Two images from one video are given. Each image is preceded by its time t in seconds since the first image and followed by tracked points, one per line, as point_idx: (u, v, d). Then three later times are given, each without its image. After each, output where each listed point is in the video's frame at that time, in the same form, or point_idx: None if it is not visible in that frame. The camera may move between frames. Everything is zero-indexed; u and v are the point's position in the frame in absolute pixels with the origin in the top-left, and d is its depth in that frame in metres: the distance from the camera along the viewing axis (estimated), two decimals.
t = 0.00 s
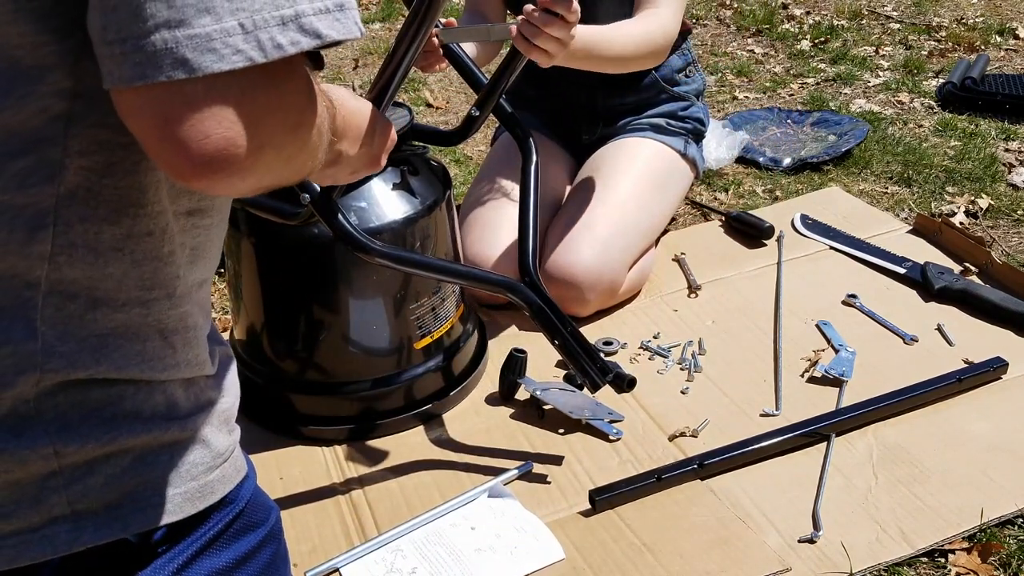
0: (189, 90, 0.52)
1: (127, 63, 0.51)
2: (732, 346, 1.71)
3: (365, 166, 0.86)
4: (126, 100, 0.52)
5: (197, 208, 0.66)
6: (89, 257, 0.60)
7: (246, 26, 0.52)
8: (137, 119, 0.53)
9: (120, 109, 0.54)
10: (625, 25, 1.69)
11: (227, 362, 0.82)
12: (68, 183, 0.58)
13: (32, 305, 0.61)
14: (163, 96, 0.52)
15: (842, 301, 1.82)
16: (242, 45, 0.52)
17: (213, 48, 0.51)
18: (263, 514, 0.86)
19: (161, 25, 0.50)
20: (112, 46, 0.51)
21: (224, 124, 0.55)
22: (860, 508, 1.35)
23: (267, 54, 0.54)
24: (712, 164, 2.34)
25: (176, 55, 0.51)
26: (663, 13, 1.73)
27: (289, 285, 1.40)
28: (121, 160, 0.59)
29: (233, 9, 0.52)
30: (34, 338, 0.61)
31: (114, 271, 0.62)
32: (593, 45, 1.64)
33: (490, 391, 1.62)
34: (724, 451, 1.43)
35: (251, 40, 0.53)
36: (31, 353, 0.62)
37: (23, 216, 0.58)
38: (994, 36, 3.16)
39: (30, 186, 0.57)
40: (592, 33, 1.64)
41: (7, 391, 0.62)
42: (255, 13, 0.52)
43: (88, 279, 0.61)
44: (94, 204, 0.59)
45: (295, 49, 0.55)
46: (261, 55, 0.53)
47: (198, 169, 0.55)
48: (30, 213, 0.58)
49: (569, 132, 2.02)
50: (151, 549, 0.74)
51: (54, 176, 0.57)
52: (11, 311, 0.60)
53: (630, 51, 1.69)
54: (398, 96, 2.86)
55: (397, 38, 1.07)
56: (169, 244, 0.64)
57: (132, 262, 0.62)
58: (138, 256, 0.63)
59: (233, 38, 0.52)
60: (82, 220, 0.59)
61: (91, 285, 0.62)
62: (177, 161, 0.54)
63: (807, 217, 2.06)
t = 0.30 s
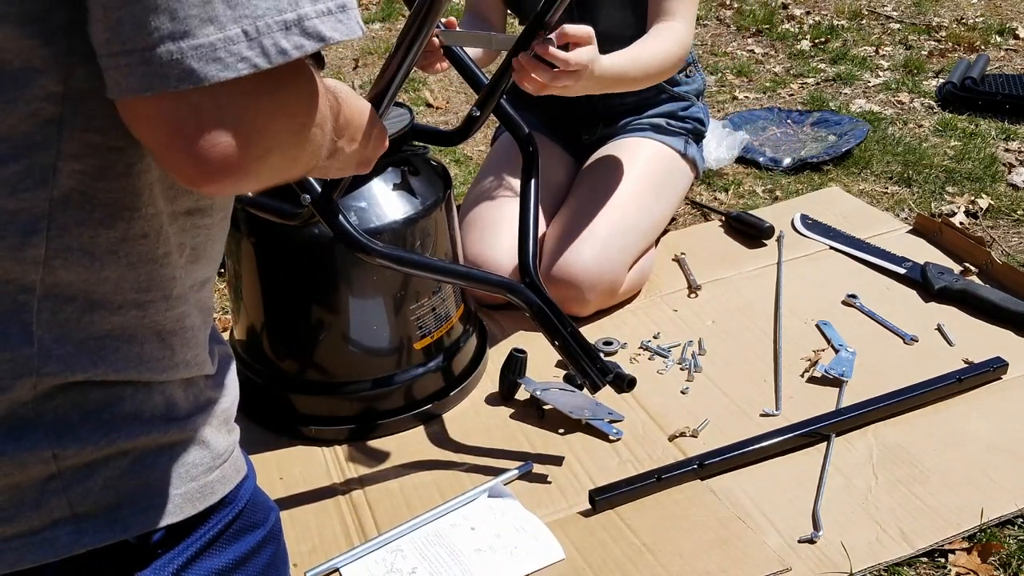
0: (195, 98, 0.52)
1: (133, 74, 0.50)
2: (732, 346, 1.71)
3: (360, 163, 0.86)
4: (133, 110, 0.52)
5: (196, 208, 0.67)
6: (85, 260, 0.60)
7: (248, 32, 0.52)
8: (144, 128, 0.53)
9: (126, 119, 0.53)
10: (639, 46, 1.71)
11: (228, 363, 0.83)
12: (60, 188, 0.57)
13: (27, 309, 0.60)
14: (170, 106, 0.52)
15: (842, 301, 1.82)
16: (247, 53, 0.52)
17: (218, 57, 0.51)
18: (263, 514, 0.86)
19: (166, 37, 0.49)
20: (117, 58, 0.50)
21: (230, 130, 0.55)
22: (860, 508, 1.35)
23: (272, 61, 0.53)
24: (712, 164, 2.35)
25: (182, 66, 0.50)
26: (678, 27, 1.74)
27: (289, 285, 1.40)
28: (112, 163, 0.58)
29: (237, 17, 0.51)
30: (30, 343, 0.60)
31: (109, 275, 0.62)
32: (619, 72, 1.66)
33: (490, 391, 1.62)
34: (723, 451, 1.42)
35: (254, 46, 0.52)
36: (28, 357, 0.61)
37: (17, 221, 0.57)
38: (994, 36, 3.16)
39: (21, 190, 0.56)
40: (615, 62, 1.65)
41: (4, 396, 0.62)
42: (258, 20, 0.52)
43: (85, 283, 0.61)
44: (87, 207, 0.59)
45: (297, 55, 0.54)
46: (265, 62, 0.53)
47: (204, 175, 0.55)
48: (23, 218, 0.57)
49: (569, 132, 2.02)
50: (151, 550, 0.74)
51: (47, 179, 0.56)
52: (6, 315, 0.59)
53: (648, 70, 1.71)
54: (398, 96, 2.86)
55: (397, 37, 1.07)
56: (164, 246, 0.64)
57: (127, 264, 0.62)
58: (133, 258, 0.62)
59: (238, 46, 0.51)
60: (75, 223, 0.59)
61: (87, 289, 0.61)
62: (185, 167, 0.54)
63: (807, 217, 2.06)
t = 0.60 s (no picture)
0: (197, 94, 0.52)
1: (138, 72, 0.50)
2: (732, 346, 1.71)
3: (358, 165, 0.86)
4: (136, 109, 0.52)
5: (196, 197, 0.66)
6: (86, 259, 0.60)
7: (250, 25, 0.51)
8: (146, 124, 0.53)
9: (127, 114, 0.53)
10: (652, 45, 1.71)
11: (228, 363, 0.83)
12: (56, 185, 0.57)
13: (27, 309, 0.60)
14: (173, 103, 0.52)
15: (842, 301, 1.82)
16: (249, 46, 0.52)
17: (221, 52, 0.51)
18: (265, 514, 0.86)
19: (169, 35, 0.49)
20: (121, 55, 0.50)
21: (231, 125, 0.55)
22: (860, 508, 1.35)
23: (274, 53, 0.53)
24: (712, 164, 2.35)
25: (186, 62, 0.50)
26: (682, 28, 1.75)
27: (289, 285, 1.40)
28: (108, 159, 0.58)
29: (238, 10, 0.51)
30: (31, 343, 0.60)
31: (110, 274, 0.62)
32: (629, 62, 1.65)
33: (490, 391, 1.63)
34: (723, 452, 1.42)
35: (255, 38, 0.52)
36: (29, 357, 0.61)
37: (15, 221, 0.57)
38: (994, 36, 3.16)
39: (15, 191, 0.56)
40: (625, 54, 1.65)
41: (5, 397, 0.62)
42: (260, 12, 0.52)
43: (85, 282, 0.61)
44: (87, 204, 0.58)
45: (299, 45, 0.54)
46: (267, 54, 0.53)
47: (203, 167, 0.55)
48: (21, 218, 0.57)
49: (569, 132, 2.02)
50: (154, 551, 0.74)
51: (44, 177, 0.56)
52: (6, 316, 0.59)
53: (658, 70, 1.71)
54: (398, 96, 2.86)
55: (398, 36, 1.07)
56: (158, 239, 0.63)
57: (124, 260, 0.62)
58: (130, 252, 0.62)
59: (240, 40, 0.51)
60: (73, 221, 0.58)
61: (88, 287, 0.61)
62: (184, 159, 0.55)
63: (807, 217, 2.06)
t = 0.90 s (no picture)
0: (173, 85, 0.52)
1: (111, 63, 0.50)
2: (732, 346, 1.71)
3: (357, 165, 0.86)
4: (115, 102, 0.52)
5: (188, 195, 0.66)
6: (89, 258, 0.60)
7: (229, 17, 0.51)
8: (127, 119, 0.53)
9: (108, 111, 0.53)
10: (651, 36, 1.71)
11: (229, 361, 0.83)
12: (60, 186, 0.57)
13: (32, 309, 0.60)
14: (149, 96, 0.52)
15: (842, 301, 1.82)
16: (227, 38, 0.52)
17: (198, 44, 0.51)
18: (266, 512, 0.86)
19: (144, 24, 0.49)
20: (95, 47, 0.50)
21: (213, 117, 0.54)
22: (860, 508, 1.35)
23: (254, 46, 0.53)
24: (712, 165, 2.35)
25: (161, 53, 0.50)
26: (682, 22, 1.74)
27: (289, 285, 1.40)
28: (109, 158, 0.58)
29: (217, 2, 0.51)
30: (36, 343, 0.60)
31: (113, 272, 0.62)
32: (628, 54, 1.65)
33: (490, 391, 1.63)
34: (723, 452, 1.42)
35: (234, 31, 0.52)
36: (33, 357, 0.61)
37: (17, 221, 0.57)
38: (994, 36, 3.16)
39: (18, 191, 0.56)
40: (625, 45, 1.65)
41: (11, 397, 0.62)
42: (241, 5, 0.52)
43: (89, 281, 0.61)
44: (88, 203, 0.58)
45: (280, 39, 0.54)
46: (246, 47, 0.53)
47: (189, 164, 0.55)
48: (23, 217, 0.57)
49: (569, 132, 2.02)
50: (158, 549, 0.74)
51: (46, 177, 0.56)
52: (10, 316, 0.59)
53: (658, 62, 1.71)
54: (398, 96, 2.86)
55: (397, 37, 1.07)
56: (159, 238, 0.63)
57: (129, 259, 0.62)
58: (133, 251, 0.62)
59: (218, 31, 0.51)
60: (77, 219, 0.58)
61: (92, 286, 0.61)
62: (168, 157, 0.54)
63: (807, 217, 2.06)
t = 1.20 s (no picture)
0: (198, 87, 0.52)
1: (136, 66, 0.50)
2: (732, 346, 1.71)
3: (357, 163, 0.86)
4: (138, 104, 0.52)
5: (199, 191, 0.66)
6: (91, 256, 0.60)
7: (249, 18, 0.51)
8: (149, 119, 0.52)
9: (130, 113, 0.53)
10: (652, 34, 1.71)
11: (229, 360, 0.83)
12: (61, 182, 0.57)
13: (34, 307, 0.60)
14: (175, 96, 0.51)
15: (842, 301, 1.82)
16: (248, 39, 0.52)
17: (220, 45, 0.51)
18: (267, 511, 0.85)
19: (168, 28, 0.49)
20: (120, 51, 0.50)
21: (232, 117, 0.54)
22: (860, 508, 1.35)
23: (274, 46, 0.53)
24: (712, 165, 2.35)
25: (186, 56, 0.50)
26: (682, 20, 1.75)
27: (289, 285, 1.40)
28: (110, 155, 0.58)
29: (236, 3, 0.51)
30: (38, 341, 0.60)
31: (116, 270, 0.62)
32: (629, 53, 1.65)
33: (490, 391, 1.62)
34: (723, 452, 1.42)
35: (255, 31, 0.52)
36: (36, 355, 0.61)
37: (19, 218, 0.57)
38: (994, 36, 3.16)
39: (19, 188, 0.56)
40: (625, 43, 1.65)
41: (14, 396, 0.62)
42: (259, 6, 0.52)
43: (91, 279, 0.61)
44: (90, 201, 0.58)
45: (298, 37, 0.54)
46: (267, 47, 0.53)
47: (208, 162, 0.55)
48: (26, 214, 0.57)
49: (569, 132, 2.02)
50: (160, 549, 0.74)
51: (47, 174, 0.56)
52: (12, 314, 0.59)
53: (658, 60, 1.71)
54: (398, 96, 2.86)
55: (397, 37, 1.07)
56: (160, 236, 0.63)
57: (129, 256, 0.62)
58: (135, 249, 0.62)
59: (239, 32, 0.51)
60: (78, 217, 0.58)
61: (94, 284, 0.61)
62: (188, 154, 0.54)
63: (807, 217, 2.06)
